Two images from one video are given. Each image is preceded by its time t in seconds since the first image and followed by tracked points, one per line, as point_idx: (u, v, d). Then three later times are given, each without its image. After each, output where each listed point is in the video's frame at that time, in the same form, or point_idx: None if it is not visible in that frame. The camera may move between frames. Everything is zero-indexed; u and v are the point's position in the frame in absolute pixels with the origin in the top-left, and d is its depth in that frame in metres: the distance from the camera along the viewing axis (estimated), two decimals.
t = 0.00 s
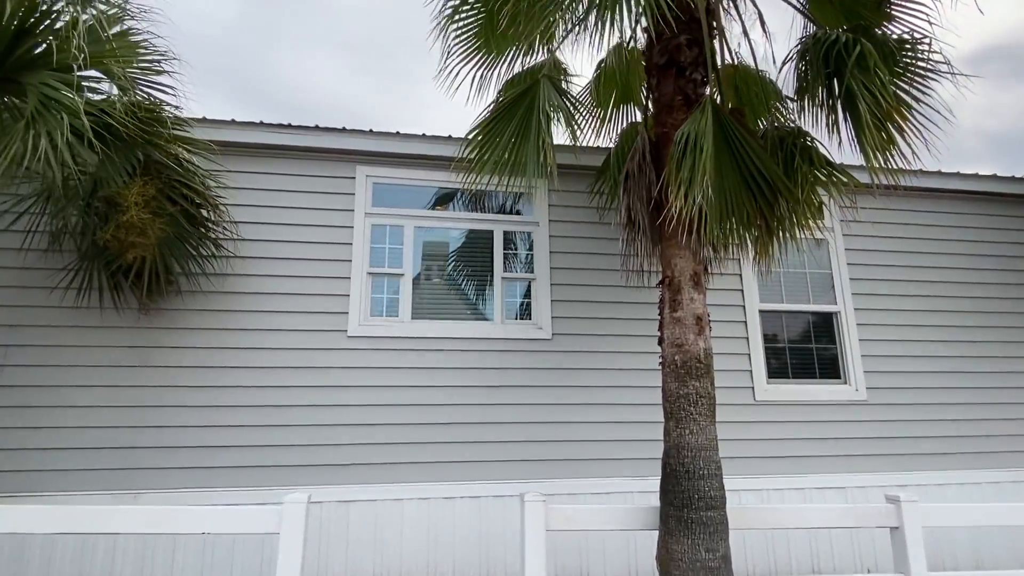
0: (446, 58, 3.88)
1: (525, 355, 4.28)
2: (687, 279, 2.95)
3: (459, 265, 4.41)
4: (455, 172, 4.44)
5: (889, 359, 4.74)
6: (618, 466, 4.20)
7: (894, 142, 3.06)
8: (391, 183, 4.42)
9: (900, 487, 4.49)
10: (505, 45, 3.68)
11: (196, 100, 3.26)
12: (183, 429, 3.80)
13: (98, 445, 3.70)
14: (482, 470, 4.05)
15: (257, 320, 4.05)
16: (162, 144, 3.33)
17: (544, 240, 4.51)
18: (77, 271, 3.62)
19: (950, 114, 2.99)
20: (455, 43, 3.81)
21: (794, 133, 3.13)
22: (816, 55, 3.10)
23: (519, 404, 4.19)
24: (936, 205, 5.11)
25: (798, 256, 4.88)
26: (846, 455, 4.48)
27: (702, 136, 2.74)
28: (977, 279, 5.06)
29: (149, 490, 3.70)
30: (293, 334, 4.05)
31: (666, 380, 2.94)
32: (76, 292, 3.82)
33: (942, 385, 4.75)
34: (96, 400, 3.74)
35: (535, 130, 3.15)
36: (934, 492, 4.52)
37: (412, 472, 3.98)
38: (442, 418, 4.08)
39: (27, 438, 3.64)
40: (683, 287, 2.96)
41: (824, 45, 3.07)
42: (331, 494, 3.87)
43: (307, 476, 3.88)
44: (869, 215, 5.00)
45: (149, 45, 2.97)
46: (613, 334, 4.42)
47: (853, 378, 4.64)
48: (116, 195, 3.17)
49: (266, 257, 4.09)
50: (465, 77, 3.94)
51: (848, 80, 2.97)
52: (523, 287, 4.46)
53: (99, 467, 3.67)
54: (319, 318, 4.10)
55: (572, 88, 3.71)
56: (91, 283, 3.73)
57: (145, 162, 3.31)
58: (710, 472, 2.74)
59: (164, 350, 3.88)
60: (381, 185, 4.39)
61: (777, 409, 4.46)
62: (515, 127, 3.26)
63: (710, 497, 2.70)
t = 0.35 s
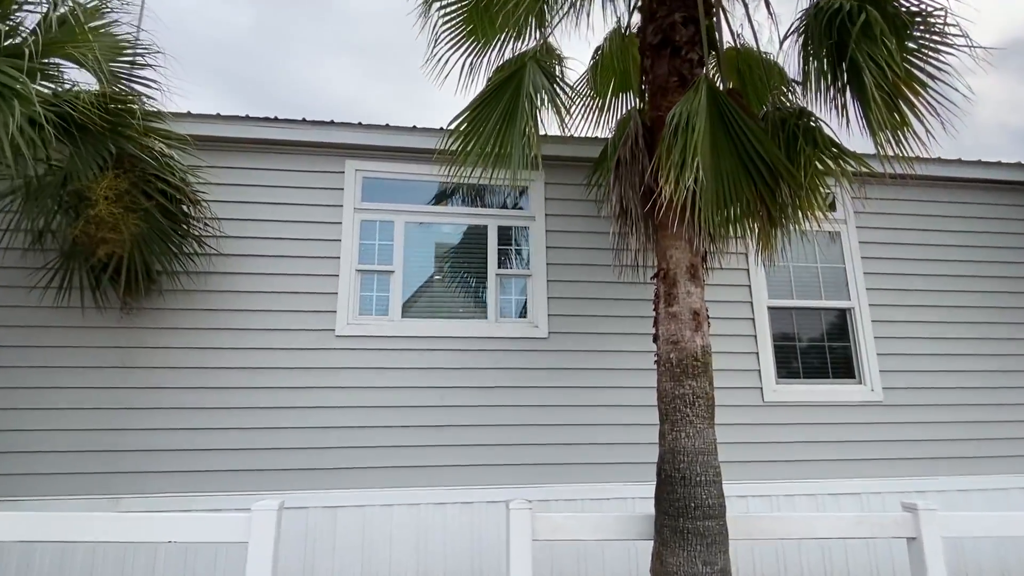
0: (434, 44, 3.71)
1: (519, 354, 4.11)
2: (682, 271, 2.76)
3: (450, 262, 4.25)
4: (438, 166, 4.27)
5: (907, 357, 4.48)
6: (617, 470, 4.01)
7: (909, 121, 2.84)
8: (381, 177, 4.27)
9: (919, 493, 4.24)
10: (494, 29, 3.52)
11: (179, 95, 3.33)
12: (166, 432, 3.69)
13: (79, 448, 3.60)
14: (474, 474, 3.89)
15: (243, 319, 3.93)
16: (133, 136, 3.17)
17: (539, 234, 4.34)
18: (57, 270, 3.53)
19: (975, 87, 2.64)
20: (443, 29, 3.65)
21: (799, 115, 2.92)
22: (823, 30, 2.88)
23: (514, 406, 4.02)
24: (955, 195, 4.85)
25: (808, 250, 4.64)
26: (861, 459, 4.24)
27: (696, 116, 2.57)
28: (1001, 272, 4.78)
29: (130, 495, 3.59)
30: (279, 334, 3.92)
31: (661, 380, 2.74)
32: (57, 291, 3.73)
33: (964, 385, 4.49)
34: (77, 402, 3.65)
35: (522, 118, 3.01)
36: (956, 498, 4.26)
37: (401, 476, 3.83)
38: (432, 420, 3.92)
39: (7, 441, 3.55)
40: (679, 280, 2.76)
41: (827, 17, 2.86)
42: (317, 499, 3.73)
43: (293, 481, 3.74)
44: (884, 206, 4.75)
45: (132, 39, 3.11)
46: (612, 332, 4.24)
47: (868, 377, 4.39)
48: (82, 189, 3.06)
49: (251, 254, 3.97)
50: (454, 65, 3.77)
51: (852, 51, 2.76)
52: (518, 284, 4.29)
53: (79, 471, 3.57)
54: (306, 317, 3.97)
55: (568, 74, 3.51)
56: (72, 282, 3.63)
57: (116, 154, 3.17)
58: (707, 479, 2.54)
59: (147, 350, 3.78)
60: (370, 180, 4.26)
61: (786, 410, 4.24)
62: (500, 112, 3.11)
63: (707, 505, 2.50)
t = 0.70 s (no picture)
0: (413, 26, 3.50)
1: (505, 351, 3.91)
2: (669, 257, 2.55)
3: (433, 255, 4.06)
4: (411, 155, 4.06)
5: (916, 354, 4.23)
6: (608, 473, 3.80)
7: (910, 94, 2.66)
8: (361, 167, 4.10)
9: (931, 498, 3.99)
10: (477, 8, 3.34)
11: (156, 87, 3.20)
12: (132, 433, 3.51)
13: (40, 450, 3.43)
14: (457, 478, 3.68)
15: (214, 315, 3.75)
16: (89, 120, 2.98)
17: (526, 226, 4.14)
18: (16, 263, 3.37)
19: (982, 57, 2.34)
20: (422, 9, 3.43)
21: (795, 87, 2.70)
22: None
23: (499, 405, 3.82)
24: (966, 183, 4.61)
25: (811, 241, 4.39)
26: (868, 461, 3.99)
27: (681, 85, 2.37)
28: (1016, 264, 4.52)
29: (94, 500, 3.41)
30: (252, 330, 3.74)
31: (647, 376, 2.53)
32: (20, 286, 3.57)
33: (978, 382, 4.23)
34: (40, 402, 3.48)
35: (496, 97, 2.82)
36: (970, 503, 4.01)
37: (380, 480, 3.63)
38: (413, 421, 3.73)
39: None
40: (666, 268, 2.56)
41: None
42: (291, 504, 3.54)
43: (265, 485, 3.55)
44: (891, 195, 4.51)
45: (99, 24, 3.07)
46: (603, 328, 4.03)
47: (874, 375, 4.15)
48: (31, 174, 2.87)
49: (224, 247, 3.80)
50: (433, 46, 3.57)
51: (853, 13, 2.54)
52: (505, 277, 4.09)
53: (40, 474, 3.40)
54: (280, 313, 3.78)
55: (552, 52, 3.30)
56: (33, 276, 3.47)
57: (70, 138, 2.97)
58: (696, 484, 2.32)
59: (114, 347, 3.61)
60: (350, 170, 4.08)
61: (789, 410, 4.00)
62: (476, 90, 2.92)
63: (695, 512, 2.28)
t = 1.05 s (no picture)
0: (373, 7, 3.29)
1: (473, 352, 3.70)
2: (633, 249, 2.36)
3: (399, 251, 3.86)
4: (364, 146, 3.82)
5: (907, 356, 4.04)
6: (580, 481, 3.60)
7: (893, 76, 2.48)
8: (324, 159, 3.90)
9: (922, 508, 3.79)
10: None
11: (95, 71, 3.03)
12: (71, 439, 3.29)
13: None
14: (420, 488, 3.48)
15: (164, 314, 3.54)
16: (14, 102, 2.74)
17: (498, 221, 3.94)
18: None
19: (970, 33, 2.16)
20: None
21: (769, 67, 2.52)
22: None
23: (467, 410, 3.61)
24: (959, 179, 4.42)
25: (797, 238, 4.19)
26: (856, 469, 3.79)
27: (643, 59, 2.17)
28: (1011, 262, 4.33)
29: (29, 510, 3.20)
30: (203, 330, 3.53)
31: (608, 378, 2.32)
32: None
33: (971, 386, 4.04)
34: None
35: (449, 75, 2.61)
36: (962, 514, 3.81)
37: (336, 489, 3.42)
38: (374, 426, 3.52)
39: None
40: (630, 260, 2.36)
41: None
42: (241, 514, 3.33)
43: (213, 494, 3.34)
44: (881, 191, 4.32)
45: (46, 9, 2.84)
46: (577, 329, 3.84)
47: (863, 378, 3.96)
48: None
49: (175, 243, 3.60)
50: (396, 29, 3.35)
51: None
52: (474, 275, 3.89)
53: None
54: (234, 312, 3.58)
55: (523, 34, 3.06)
56: None
57: None
58: (659, 496, 2.11)
59: (55, 347, 3.40)
60: (311, 162, 3.88)
61: (772, 415, 3.80)
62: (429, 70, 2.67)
63: (657, 527, 2.07)
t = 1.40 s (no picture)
0: None
1: (414, 354, 3.56)
2: (556, 244, 2.24)
3: (339, 249, 3.70)
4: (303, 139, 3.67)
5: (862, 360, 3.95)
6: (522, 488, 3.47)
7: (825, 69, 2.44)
8: (262, 153, 3.75)
9: (875, 516, 3.70)
10: None
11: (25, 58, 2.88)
12: None
13: None
14: (354, 496, 3.33)
15: (86, 314, 3.37)
16: None
17: (444, 219, 3.80)
18: None
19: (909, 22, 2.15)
20: None
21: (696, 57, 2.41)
22: None
23: (405, 415, 3.47)
24: (917, 181, 4.37)
25: (753, 239, 4.10)
26: (808, 475, 3.69)
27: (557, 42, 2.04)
28: (969, 265, 4.26)
29: None
30: (128, 330, 3.37)
31: (528, 379, 2.20)
32: None
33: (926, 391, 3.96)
34: None
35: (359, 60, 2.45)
36: (914, 521, 3.73)
37: (265, 497, 3.27)
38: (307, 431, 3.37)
39: None
40: (552, 255, 2.24)
41: None
42: (162, 524, 3.17)
43: (133, 503, 3.18)
44: (837, 192, 4.25)
45: None
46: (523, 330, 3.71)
47: (817, 382, 3.86)
48: None
49: (100, 239, 3.45)
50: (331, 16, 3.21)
51: None
52: (417, 274, 3.75)
53: None
54: (162, 311, 3.42)
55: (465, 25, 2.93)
56: None
57: None
58: (573, 504, 1.98)
59: None
60: (249, 155, 3.73)
61: (723, 419, 3.69)
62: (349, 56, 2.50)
63: (569, 538, 1.94)
